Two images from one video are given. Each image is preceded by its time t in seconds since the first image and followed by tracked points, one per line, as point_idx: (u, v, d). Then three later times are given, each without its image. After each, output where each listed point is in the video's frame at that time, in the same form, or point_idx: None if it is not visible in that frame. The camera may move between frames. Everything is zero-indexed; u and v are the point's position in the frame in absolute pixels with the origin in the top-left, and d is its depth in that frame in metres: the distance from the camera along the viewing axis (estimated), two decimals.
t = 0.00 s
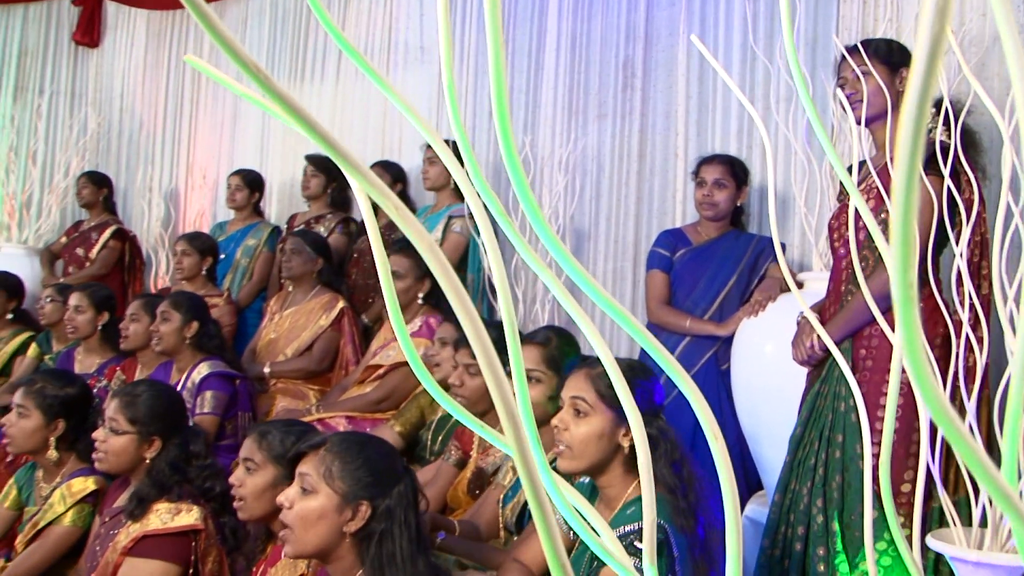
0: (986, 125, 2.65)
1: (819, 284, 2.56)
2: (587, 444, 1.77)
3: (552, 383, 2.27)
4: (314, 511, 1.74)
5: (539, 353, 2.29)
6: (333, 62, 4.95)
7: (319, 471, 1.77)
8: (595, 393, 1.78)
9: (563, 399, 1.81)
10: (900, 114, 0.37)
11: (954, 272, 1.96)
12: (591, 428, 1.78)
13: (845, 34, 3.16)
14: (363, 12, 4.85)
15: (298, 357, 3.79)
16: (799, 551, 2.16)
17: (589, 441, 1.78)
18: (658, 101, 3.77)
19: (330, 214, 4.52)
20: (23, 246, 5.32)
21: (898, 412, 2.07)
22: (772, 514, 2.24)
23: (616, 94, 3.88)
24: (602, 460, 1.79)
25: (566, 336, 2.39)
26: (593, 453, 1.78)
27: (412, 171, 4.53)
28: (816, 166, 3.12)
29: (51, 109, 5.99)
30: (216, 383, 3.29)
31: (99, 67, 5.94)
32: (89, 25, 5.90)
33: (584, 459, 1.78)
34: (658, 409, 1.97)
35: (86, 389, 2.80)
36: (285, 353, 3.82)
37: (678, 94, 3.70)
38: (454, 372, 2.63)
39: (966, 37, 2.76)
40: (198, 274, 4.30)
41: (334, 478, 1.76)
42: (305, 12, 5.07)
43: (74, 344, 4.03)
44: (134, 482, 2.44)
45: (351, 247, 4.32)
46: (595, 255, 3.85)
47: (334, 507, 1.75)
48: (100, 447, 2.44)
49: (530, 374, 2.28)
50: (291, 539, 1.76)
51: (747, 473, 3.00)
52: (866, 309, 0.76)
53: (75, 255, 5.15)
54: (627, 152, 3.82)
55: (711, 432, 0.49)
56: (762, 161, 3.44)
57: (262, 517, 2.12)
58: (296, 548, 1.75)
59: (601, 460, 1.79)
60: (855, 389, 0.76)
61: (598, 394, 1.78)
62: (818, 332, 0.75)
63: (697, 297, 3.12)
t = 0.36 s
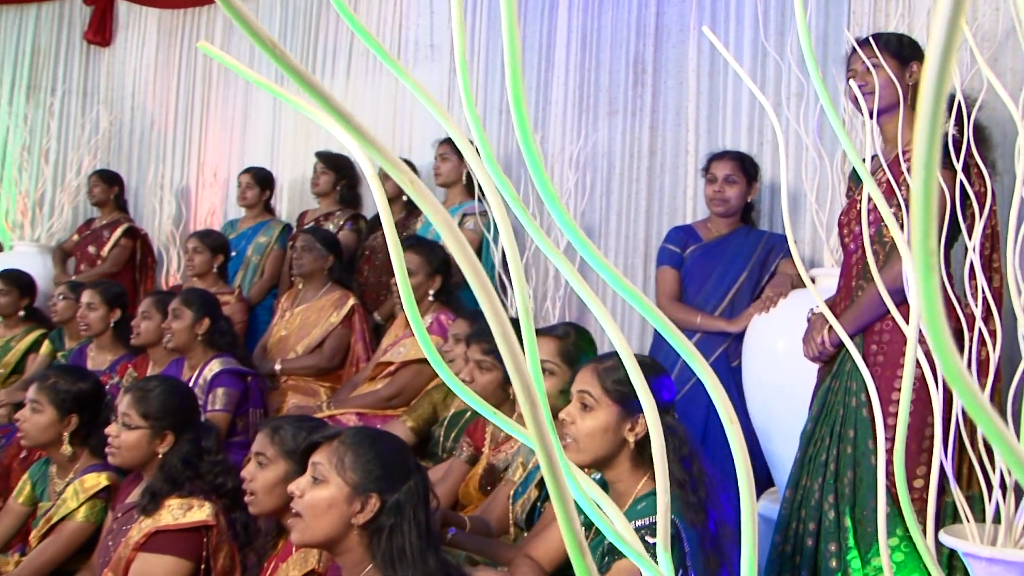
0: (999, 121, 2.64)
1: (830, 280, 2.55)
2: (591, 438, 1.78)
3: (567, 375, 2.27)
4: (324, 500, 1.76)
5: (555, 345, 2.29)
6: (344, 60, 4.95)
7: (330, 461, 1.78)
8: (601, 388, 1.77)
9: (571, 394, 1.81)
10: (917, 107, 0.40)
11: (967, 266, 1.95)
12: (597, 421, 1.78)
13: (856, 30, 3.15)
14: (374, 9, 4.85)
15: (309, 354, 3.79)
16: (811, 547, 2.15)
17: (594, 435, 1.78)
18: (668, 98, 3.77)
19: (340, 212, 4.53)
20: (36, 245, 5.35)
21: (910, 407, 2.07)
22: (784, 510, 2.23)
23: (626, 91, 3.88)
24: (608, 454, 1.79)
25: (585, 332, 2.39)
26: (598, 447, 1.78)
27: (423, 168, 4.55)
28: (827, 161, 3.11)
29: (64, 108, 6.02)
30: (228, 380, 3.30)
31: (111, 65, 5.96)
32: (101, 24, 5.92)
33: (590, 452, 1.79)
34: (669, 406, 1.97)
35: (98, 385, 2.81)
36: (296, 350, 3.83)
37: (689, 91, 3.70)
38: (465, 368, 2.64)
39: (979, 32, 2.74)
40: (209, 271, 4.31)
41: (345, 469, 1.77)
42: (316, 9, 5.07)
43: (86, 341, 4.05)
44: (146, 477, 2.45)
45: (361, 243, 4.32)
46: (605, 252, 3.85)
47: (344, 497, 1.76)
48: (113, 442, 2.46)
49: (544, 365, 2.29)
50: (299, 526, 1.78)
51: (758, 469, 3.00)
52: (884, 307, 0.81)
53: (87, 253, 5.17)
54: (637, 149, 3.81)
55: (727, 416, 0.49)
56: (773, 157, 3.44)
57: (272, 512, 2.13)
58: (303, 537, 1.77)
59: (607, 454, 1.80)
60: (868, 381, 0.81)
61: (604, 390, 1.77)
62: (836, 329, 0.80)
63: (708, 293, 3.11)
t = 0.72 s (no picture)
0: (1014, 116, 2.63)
1: (842, 276, 2.53)
2: (602, 437, 1.78)
3: (581, 370, 2.27)
4: (329, 496, 1.77)
5: (574, 341, 2.30)
6: (354, 58, 4.96)
7: (333, 457, 1.79)
8: (611, 386, 1.77)
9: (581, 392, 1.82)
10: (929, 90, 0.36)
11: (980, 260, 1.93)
12: (608, 420, 1.78)
13: (867, 25, 3.14)
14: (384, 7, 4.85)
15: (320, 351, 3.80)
16: (827, 544, 2.14)
17: (605, 433, 1.79)
18: (679, 94, 3.76)
19: (352, 210, 4.54)
20: (48, 243, 5.38)
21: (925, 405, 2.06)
22: (799, 508, 2.22)
23: (637, 87, 3.87)
24: (618, 454, 1.80)
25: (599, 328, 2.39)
26: (609, 445, 1.78)
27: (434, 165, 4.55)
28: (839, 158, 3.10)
29: (75, 107, 6.04)
30: (238, 377, 3.31)
31: (122, 64, 5.97)
32: (113, 23, 5.93)
33: (600, 451, 1.80)
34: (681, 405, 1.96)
35: (107, 379, 2.81)
36: (307, 348, 3.84)
37: (699, 87, 3.69)
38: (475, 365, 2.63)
39: (992, 28, 2.73)
40: (220, 269, 4.32)
41: (346, 465, 1.78)
42: (327, 7, 5.08)
43: (99, 339, 4.06)
44: (158, 473, 2.46)
45: (373, 241, 4.33)
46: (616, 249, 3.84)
47: (347, 493, 1.77)
48: (124, 438, 2.46)
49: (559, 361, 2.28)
50: (307, 522, 1.79)
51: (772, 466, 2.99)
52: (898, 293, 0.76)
53: (98, 251, 5.19)
54: (648, 146, 3.81)
55: (740, 398, 0.49)
56: (784, 154, 3.43)
57: (283, 508, 2.13)
58: (311, 533, 1.78)
59: (618, 452, 1.80)
60: (883, 377, 0.75)
61: (615, 387, 1.77)
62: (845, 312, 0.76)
63: (719, 289, 3.11)
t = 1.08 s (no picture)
0: None
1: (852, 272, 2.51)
2: (611, 436, 1.77)
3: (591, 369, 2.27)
4: (335, 490, 1.77)
5: (582, 338, 2.30)
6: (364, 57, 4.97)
7: (342, 450, 1.80)
8: (621, 386, 1.76)
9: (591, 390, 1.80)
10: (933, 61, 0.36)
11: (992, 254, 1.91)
12: (617, 420, 1.77)
13: (876, 19, 3.13)
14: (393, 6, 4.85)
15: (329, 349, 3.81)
16: (839, 541, 2.13)
17: (615, 433, 1.77)
18: (688, 92, 3.75)
19: (363, 208, 4.55)
20: (59, 242, 5.40)
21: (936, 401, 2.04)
22: (810, 505, 2.21)
23: (646, 84, 3.87)
24: (629, 452, 1.80)
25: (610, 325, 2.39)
26: (618, 445, 1.77)
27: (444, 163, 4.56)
28: (850, 154, 3.09)
29: (86, 107, 6.06)
30: (249, 374, 3.32)
31: (133, 64, 5.99)
32: (123, 23, 5.95)
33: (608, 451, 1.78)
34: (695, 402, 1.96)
35: (117, 375, 2.82)
36: (317, 345, 3.85)
37: (709, 84, 3.68)
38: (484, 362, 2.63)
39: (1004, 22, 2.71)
40: (230, 268, 4.34)
41: (355, 458, 1.78)
42: (336, 5, 5.09)
43: (110, 337, 4.08)
44: (168, 470, 2.47)
45: (383, 240, 4.33)
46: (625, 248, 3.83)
47: (353, 488, 1.77)
48: (133, 435, 2.47)
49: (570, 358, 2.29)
50: (315, 515, 1.79)
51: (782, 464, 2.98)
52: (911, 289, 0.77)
53: (109, 250, 5.21)
54: (657, 143, 3.80)
55: (750, 378, 0.49)
56: (794, 150, 3.42)
57: (293, 503, 2.14)
58: (318, 526, 1.78)
59: (628, 451, 1.80)
60: (895, 370, 0.75)
61: (624, 388, 1.76)
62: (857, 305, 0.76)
63: (729, 286, 3.10)
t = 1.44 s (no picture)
0: None
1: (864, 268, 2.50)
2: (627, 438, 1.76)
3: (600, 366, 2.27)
4: (350, 483, 1.77)
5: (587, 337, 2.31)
6: (372, 54, 4.98)
7: (357, 444, 1.79)
8: (635, 387, 1.76)
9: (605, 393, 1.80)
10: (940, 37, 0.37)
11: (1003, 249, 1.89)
12: (632, 422, 1.77)
13: (886, 14, 3.12)
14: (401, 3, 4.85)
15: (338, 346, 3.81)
16: (846, 537, 2.11)
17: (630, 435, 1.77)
18: (696, 89, 3.75)
19: (372, 205, 4.55)
20: (69, 239, 5.42)
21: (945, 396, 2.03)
22: (818, 501, 2.19)
23: (654, 81, 3.86)
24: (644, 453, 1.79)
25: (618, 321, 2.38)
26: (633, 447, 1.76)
27: (452, 160, 4.56)
28: (859, 151, 3.08)
29: (95, 105, 6.07)
30: (258, 370, 3.33)
31: (142, 62, 6.00)
32: (132, 22, 5.97)
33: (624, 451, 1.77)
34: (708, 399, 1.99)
35: (128, 372, 2.82)
36: (325, 342, 3.85)
37: (717, 81, 3.67)
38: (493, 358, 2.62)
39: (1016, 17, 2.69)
40: (238, 264, 4.35)
41: (372, 452, 1.79)
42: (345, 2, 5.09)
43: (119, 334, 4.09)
44: (177, 464, 2.47)
45: (391, 237, 4.34)
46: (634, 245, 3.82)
47: (368, 482, 1.77)
48: (142, 429, 2.48)
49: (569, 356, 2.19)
50: (323, 510, 1.78)
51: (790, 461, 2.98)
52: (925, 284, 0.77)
53: (119, 247, 5.22)
54: (666, 139, 3.80)
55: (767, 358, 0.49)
56: (803, 147, 3.41)
57: (304, 503, 2.15)
58: (326, 521, 1.77)
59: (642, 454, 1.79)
60: (908, 360, 0.76)
61: (639, 389, 1.76)
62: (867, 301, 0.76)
63: (739, 282, 3.09)
